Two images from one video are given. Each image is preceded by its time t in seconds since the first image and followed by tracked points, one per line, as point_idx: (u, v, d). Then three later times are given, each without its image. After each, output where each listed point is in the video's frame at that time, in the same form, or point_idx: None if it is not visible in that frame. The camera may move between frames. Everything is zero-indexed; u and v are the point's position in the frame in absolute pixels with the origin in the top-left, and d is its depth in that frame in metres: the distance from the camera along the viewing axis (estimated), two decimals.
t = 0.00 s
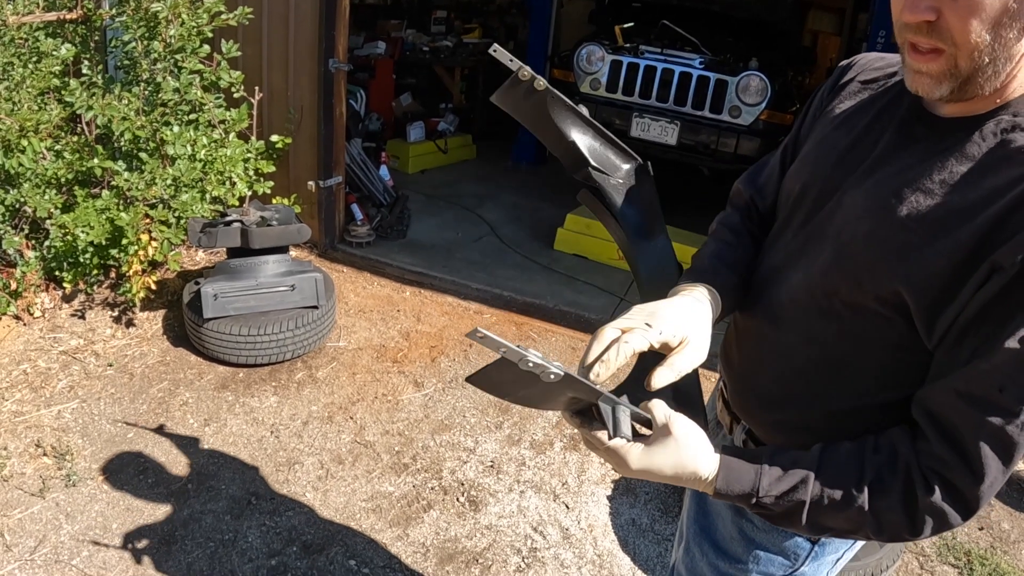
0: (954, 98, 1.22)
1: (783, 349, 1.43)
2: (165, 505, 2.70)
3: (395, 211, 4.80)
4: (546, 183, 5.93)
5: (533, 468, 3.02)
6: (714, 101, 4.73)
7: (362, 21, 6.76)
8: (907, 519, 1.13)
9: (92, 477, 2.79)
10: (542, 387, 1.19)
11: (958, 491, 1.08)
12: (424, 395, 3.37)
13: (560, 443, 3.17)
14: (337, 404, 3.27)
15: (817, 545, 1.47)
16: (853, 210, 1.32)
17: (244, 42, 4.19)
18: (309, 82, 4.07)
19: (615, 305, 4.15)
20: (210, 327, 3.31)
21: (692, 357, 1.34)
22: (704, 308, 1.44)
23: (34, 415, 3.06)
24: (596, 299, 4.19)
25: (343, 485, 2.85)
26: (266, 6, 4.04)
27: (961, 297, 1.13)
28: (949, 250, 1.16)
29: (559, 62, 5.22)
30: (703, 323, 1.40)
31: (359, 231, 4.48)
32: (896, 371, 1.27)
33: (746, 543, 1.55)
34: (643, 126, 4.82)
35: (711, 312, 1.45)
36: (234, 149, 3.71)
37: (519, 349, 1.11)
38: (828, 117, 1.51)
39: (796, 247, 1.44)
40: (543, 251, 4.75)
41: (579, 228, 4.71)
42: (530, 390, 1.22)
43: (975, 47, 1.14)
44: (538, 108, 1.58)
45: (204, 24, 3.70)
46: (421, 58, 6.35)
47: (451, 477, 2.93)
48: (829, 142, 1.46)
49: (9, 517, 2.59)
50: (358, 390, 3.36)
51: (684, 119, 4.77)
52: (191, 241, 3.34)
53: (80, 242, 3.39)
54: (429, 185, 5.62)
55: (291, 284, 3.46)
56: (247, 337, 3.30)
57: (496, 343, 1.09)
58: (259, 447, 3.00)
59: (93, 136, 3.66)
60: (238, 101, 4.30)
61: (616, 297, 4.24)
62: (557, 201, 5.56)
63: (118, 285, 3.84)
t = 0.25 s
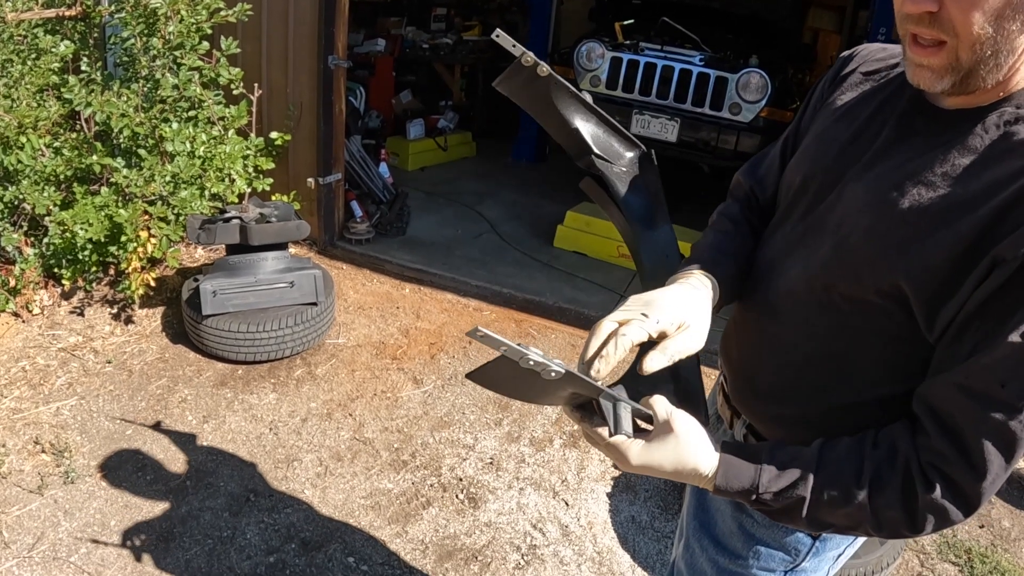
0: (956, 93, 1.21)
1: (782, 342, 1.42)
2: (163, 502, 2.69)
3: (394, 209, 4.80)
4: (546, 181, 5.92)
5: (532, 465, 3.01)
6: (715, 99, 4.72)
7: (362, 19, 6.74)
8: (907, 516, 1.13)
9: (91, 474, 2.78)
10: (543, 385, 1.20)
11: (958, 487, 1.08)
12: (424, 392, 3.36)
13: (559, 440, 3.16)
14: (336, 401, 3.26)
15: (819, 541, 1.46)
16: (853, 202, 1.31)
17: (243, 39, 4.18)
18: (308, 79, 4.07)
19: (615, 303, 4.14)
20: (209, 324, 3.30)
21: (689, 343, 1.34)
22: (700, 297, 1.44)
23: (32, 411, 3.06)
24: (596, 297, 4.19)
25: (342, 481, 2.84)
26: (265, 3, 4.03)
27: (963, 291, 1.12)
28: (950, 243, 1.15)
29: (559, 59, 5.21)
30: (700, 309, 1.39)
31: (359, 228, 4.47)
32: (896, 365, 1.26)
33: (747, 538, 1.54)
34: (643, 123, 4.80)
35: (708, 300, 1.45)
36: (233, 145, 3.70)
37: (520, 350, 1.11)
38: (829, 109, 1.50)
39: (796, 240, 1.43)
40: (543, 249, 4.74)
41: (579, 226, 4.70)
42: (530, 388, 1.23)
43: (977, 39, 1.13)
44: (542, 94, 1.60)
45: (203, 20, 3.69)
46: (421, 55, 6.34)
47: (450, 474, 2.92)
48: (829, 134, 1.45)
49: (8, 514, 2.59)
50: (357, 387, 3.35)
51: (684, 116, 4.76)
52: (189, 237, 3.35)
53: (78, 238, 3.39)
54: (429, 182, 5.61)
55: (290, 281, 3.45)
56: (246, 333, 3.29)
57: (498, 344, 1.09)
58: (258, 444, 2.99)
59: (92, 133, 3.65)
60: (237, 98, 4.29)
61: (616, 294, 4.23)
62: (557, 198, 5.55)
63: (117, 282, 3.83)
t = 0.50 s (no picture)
0: (964, 88, 1.21)
1: (783, 339, 1.42)
2: (164, 500, 2.69)
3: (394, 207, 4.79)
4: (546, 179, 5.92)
5: (533, 463, 3.01)
6: (715, 97, 4.72)
7: (362, 17, 6.74)
8: (910, 513, 1.13)
9: (91, 472, 2.78)
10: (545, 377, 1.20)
11: (961, 485, 1.08)
12: (424, 389, 3.37)
13: (560, 438, 3.16)
14: (336, 399, 3.26)
15: (822, 539, 1.46)
16: (856, 199, 1.31)
17: (243, 36, 4.18)
18: (308, 77, 4.06)
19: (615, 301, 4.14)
20: (209, 322, 3.30)
21: (634, 284, 1.36)
22: (667, 260, 1.47)
23: (33, 410, 3.06)
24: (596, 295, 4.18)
25: (342, 480, 2.84)
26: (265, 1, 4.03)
27: (966, 289, 1.12)
28: (953, 241, 1.15)
29: (559, 57, 5.21)
30: (656, 263, 1.42)
31: (359, 226, 4.47)
32: (898, 362, 1.26)
33: (749, 536, 1.54)
34: (643, 121, 4.82)
35: (677, 267, 1.48)
36: (233, 143, 3.71)
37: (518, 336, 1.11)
38: (831, 105, 1.50)
39: (797, 236, 1.43)
40: (543, 247, 4.74)
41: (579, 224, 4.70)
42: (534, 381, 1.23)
43: (989, 38, 1.13)
44: (512, 107, 1.57)
45: (203, 19, 3.69)
46: (420, 53, 6.34)
47: (450, 472, 2.92)
48: (832, 131, 1.45)
49: (8, 512, 2.59)
50: (358, 385, 3.35)
51: (684, 114, 4.76)
52: (190, 236, 3.33)
53: (79, 236, 3.38)
54: (429, 180, 5.61)
55: (291, 279, 3.44)
56: (247, 332, 3.29)
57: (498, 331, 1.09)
58: (259, 442, 2.99)
59: (93, 131, 3.64)
60: (237, 96, 4.29)
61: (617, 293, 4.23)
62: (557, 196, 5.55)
63: (117, 280, 3.83)
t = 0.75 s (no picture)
0: (970, 86, 1.21)
1: (781, 333, 1.42)
2: (163, 497, 2.69)
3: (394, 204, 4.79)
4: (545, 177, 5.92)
5: (532, 461, 3.01)
6: (714, 94, 4.71)
7: (362, 15, 6.73)
8: (907, 502, 1.13)
9: (90, 470, 2.78)
10: (538, 348, 1.23)
11: (959, 476, 1.08)
12: (423, 387, 3.37)
13: (559, 436, 3.16)
14: (335, 396, 3.26)
15: (821, 535, 1.46)
16: (857, 194, 1.31)
17: (243, 33, 4.18)
18: (308, 74, 4.06)
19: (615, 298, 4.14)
20: (208, 319, 3.30)
21: (621, 288, 1.40)
22: (654, 262, 1.50)
23: (32, 407, 3.05)
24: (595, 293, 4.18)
25: (341, 477, 2.84)
26: None
27: (968, 283, 1.12)
28: (955, 235, 1.15)
29: (558, 55, 5.21)
30: (644, 267, 1.45)
31: (358, 224, 4.46)
32: (898, 357, 1.27)
33: (748, 533, 1.54)
34: (643, 119, 4.83)
35: (664, 269, 1.50)
36: (233, 141, 3.71)
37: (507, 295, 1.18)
38: (830, 98, 1.50)
39: (796, 229, 1.43)
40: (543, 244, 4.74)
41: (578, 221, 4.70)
42: (531, 360, 1.25)
43: (1003, 36, 1.13)
44: (468, 158, 1.59)
45: (202, 16, 3.69)
46: (420, 51, 6.33)
47: (449, 469, 2.92)
48: (832, 124, 1.45)
49: (7, 510, 2.58)
50: (357, 382, 3.35)
51: (684, 112, 4.76)
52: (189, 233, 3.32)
53: (78, 234, 3.38)
54: (428, 178, 5.61)
55: (290, 277, 3.44)
56: (246, 329, 3.29)
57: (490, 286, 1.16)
58: (258, 439, 2.99)
59: (92, 129, 3.64)
60: (237, 93, 4.28)
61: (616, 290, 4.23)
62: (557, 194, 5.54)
63: (117, 278, 3.83)
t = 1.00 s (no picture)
0: (971, 82, 1.20)
1: (778, 328, 1.42)
2: (161, 494, 2.69)
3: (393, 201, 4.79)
4: (544, 174, 5.92)
5: (530, 457, 3.01)
6: (713, 91, 4.71)
7: (361, 12, 6.72)
8: (904, 498, 1.13)
9: (88, 467, 2.78)
10: (537, 338, 1.22)
11: (956, 473, 1.08)
12: (421, 383, 3.37)
13: (557, 433, 3.16)
14: (334, 393, 3.26)
15: (817, 531, 1.46)
16: (855, 190, 1.31)
17: (241, 31, 4.17)
18: (306, 72, 4.06)
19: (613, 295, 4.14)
20: (207, 316, 3.30)
21: (587, 268, 1.44)
22: (624, 247, 1.54)
23: (30, 405, 3.05)
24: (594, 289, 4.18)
25: (339, 474, 2.84)
26: None
27: (965, 280, 1.12)
28: (954, 232, 1.14)
29: (558, 52, 5.20)
30: (606, 248, 1.49)
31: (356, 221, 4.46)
32: (893, 353, 1.27)
33: (745, 529, 1.54)
34: (641, 116, 4.84)
35: (627, 249, 1.54)
36: (231, 138, 3.71)
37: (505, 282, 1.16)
38: (828, 93, 1.49)
39: (793, 224, 1.43)
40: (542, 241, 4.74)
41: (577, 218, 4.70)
42: (529, 351, 1.24)
43: (1008, 34, 1.12)
44: (460, 189, 1.55)
45: (201, 13, 3.68)
46: (419, 48, 6.33)
47: (447, 465, 2.92)
48: (830, 119, 1.44)
49: (5, 507, 2.58)
50: (355, 379, 3.36)
51: (683, 109, 4.76)
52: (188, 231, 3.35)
53: (76, 231, 3.37)
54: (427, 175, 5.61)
55: (289, 273, 3.44)
56: (245, 326, 3.29)
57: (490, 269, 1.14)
58: (256, 436, 2.99)
59: (90, 126, 3.63)
60: (235, 90, 4.28)
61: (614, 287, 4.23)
62: (556, 192, 5.54)
63: (116, 275, 3.83)
